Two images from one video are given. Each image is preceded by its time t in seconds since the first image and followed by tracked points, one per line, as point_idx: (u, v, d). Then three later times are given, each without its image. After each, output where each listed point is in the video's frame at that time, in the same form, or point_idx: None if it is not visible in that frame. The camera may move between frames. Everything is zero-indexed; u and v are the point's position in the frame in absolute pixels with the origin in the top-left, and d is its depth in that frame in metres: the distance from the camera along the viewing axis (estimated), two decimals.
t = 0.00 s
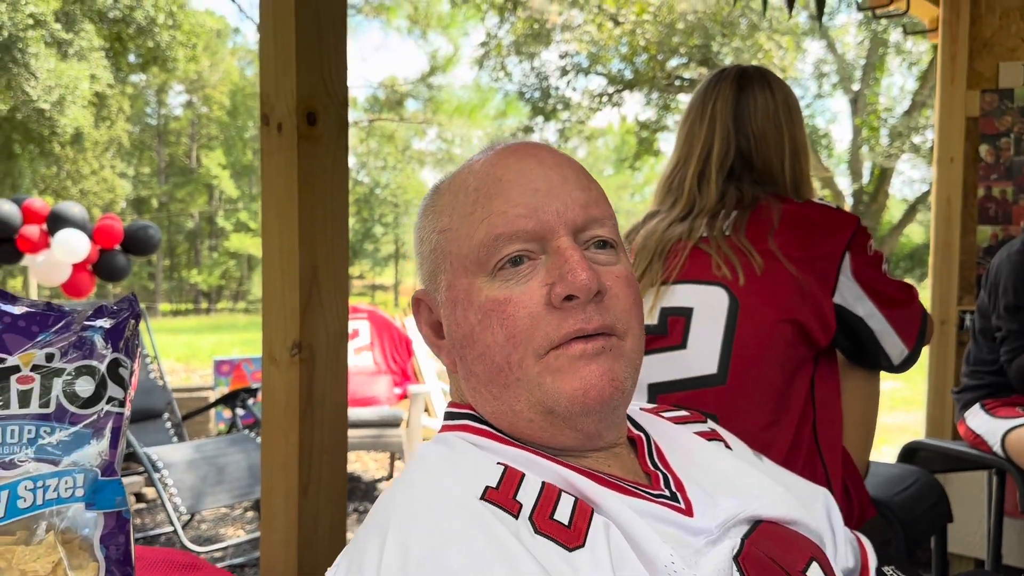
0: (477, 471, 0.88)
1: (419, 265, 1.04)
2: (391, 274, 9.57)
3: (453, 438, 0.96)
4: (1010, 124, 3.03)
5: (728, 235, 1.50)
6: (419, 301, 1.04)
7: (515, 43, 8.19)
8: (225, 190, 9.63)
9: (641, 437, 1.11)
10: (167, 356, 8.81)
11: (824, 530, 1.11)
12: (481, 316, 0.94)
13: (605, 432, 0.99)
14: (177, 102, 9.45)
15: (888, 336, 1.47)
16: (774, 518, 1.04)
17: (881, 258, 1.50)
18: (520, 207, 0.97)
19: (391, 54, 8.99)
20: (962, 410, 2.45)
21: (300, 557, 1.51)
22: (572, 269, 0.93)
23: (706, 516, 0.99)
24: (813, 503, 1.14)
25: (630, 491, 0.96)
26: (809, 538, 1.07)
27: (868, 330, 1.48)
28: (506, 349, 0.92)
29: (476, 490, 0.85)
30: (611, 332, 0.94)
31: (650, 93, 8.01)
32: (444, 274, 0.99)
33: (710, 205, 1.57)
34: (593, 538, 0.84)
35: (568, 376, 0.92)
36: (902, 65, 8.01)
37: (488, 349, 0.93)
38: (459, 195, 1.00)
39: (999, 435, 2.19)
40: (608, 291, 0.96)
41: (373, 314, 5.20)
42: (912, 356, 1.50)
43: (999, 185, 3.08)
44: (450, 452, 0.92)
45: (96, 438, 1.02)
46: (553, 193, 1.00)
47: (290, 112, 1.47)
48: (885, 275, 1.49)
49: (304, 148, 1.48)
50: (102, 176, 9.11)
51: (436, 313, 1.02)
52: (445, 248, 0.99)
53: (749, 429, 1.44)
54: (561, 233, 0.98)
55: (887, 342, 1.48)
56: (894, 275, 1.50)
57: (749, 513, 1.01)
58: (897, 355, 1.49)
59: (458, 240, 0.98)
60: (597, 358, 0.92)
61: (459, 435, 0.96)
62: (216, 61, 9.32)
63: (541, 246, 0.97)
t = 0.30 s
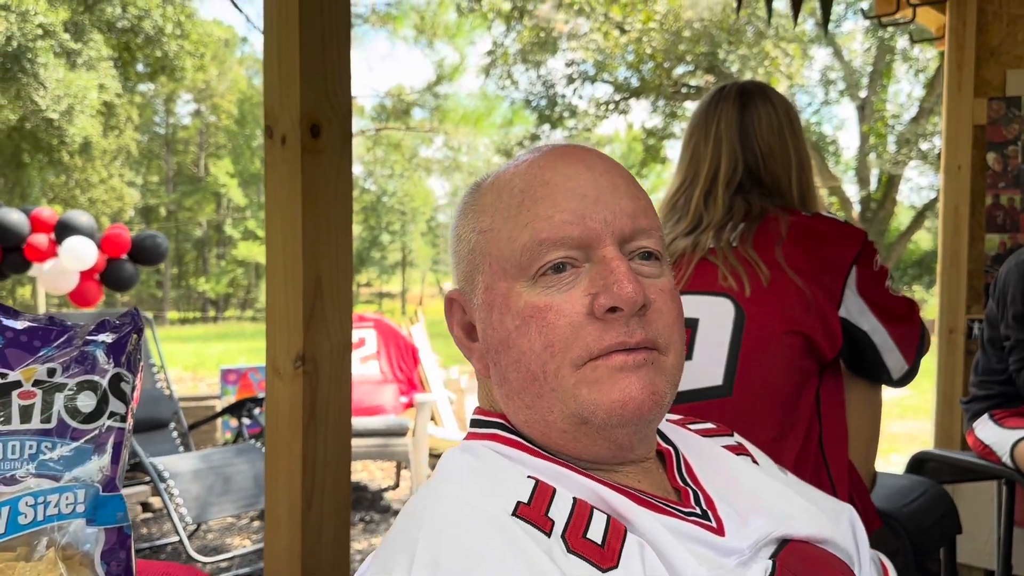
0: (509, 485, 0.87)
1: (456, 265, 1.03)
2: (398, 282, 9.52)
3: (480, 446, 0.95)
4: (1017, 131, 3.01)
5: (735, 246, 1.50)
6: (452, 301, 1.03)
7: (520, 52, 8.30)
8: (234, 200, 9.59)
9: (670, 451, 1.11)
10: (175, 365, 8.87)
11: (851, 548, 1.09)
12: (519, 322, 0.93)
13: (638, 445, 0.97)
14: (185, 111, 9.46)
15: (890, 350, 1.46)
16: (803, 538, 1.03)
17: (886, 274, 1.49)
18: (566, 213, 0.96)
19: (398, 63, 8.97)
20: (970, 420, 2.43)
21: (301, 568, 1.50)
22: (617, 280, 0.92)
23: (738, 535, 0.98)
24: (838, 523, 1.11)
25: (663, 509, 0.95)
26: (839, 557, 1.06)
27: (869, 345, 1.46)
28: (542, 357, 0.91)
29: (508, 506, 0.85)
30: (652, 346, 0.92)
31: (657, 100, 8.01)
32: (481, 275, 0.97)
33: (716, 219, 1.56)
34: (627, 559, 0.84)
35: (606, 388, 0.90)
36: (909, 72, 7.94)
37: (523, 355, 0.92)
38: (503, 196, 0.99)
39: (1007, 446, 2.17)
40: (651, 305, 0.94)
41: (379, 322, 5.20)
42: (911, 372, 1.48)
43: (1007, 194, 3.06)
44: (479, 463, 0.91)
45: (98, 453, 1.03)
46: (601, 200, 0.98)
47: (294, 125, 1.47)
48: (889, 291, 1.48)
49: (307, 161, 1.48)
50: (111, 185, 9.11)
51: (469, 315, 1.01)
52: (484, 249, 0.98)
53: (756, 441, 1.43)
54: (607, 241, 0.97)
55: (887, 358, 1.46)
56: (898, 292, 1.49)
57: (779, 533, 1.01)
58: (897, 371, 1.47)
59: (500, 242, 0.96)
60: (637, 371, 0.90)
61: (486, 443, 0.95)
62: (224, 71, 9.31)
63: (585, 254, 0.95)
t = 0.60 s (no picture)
0: (537, 493, 0.85)
1: (485, 264, 0.99)
2: (402, 290, 9.54)
3: (506, 451, 0.92)
4: (1019, 138, 3.01)
5: (734, 255, 1.49)
6: (480, 300, 0.99)
7: (524, 60, 8.30)
8: (237, 207, 9.80)
9: (696, 458, 1.08)
10: (179, 373, 9.14)
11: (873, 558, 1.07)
12: (553, 327, 0.89)
13: (670, 457, 0.95)
14: (189, 119, 9.53)
15: (894, 349, 1.46)
16: (832, 546, 1.03)
17: (882, 276, 1.48)
18: (605, 215, 0.92)
19: (400, 71, 9.02)
20: (974, 427, 2.43)
21: None
22: (657, 287, 0.89)
23: (768, 546, 0.98)
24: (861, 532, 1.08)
25: (693, 519, 0.93)
26: (865, 568, 1.05)
27: (873, 346, 1.46)
28: (577, 365, 0.88)
29: (536, 514, 0.82)
30: (690, 357, 0.88)
31: (661, 107, 7.95)
32: (514, 276, 0.94)
33: (721, 228, 1.54)
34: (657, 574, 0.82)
35: (643, 401, 0.86)
36: (912, 78, 7.97)
37: (557, 361, 0.89)
38: (540, 195, 0.95)
39: (1011, 454, 2.16)
40: (690, 313, 0.90)
41: (383, 330, 5.14)
42: (915, 366, 1.48)
43: (1010, 200, 3.05)
44: (506, 470, 0.88)
45: (96, 464, 1.02)
46: (642, 204, 0.95)
47: (295, 135, 1.47)
48: (889, 292, 1.47)
49: (308, 170, 1.48)
50: (116, 194, 9.27)
51: (499, 316, 0.97)
52: (518, 249, 0.94)
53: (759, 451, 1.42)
54: (647, 246, 0.93)
55: (892, 356, 1.46)
56: (895, 291, 1.49)
57: (809, 543, 1.01)
58: (902, 369, 1.47)
59: (536, 243, 0.92)
60: (674, 387, 0.87)
61: (512, 449, 0.93)
62: (228, 79, 9.37)
63: (623, 259, 0.92)
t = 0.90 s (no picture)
0: (529, 515, 0.85)
1: (478, 282, 0.98)
2: (403, 296, 9.57)
3: (498, 472, 0.92)
4: (1017, 145, 3.02)
5: (728, 268, 1.48)
6: (473, 318, 0.98)
7: (523, 66, 8.33)
8: (237, 214, 9.81)
9: (688, 476, 1.08)
10: (179, 381, 9.15)
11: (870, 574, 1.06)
12: (547, 348, 0.89)
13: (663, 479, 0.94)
14: (190, 126, 9.59)
15: (891, 352, 1.45)
16: (826, 563, 1.02)
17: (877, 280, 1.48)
18: (601, 238, 0.92)
19: (400, 79, 9.03)
20: (974, 436, 2.42)
21: None
22: (651, 310, 0.88)
23: (760, 565, 0.97)
24: (856, 547, 1.08)
25: (686, 539, 0.93)
26: None
27: (869, 352, 1.46)
28: (571, 388, 0.87)
29: (527, 537, 0.82)
30: (682, 380, 0.88)
31: (660, 113, 8.01)
32: (508, 295, 0.93)
33: (710, 243, 1.54)
34: None
35: (636, 429, 0.86)
36: (912, 83, 8.01)
37: (552, 384, 0.88)
38: (534, 215, 0.94)
39: (1011, 462, 2.15)
40: (683, 335, 0.90)
41: (382, 338, 5.17)
42: (912, 367, 1.47)
43: (1008, 208, 3.06)
44: (499, 491, 0.88)
45: (92, 482, 1.27)
46: (636, 226, 0.95)
47: (293, 149, 1.48)
48: (884, 295, 1.46)
49: (306, 184, 1.49)
50: (116, 202, 9.28)
51: (492, 334, 0.97)
52: (512, 269, 0.94)
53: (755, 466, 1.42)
54: (640, 269, 0.93)
55: (890, 360, 1.46)
56: (890, 293, 1.47)
57: (802, 561, 1.00)
58: (900, 371, 1.47)
59: (531, 264, 0.92)
60: (667, 416, 0.87)
61: (503, 469, 0.93)
62: (228, 86, 9.43)
63: (616, 281, 0.92)
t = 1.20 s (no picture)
0: (497, 536, 0.86)
1: (446, 309, 0.99)
2: (400, 300, 9.47)
3: (469, 494, 0.93)
4: (1012, 151, 3.04)
5: (721, 280, 1.49)
6: (443, 344, 0.99)
7: (521, 71, 8.39)
8: (235, 219, 9.83)
9: (660, 491, 1.08)
10: (177, 387, 9.16)
11: None
12: (511, 370, 0.90)
13: (630, 492, 0.95)
14: (187, 131, 9.54)
15: (885, 356, 1.47)
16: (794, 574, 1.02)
17: (869, 284, 1.49)
18: (557, 262, 0.93)
19: (397, 85, 9.10)
20: (969, 441, 2.43)
21: None
22: (607, 331, 0.89)
23: None
24: (831, 555, 1.10)
25: (650, 552, 0.93)
26: None
27: (863, 356, 1.47)
28: (535, 408, 0.88)
29: (494, 557, 0.83)
30: (642, 395, 0.89)
31: (657, 117, 8.07)
32: (473, 321, 0.95)
33: (701, 258, 1.55)
34: None
35: (598, 441, 0.88)
36: (908, 86, 8.08)
37: (516, 406, 0.90)
38: (494, 243, 0.96)
39: (1006, 468, 2.16)
40: (641, 353, 0.91)
41: (380, 343, 5.13)
42: (905, 367, 1.48)
43: (1003, 214, 3.07)
44: (471, 512, 0.89)
45: (91, 496, 1.28)
46: (591, 249, 0.96)
47: (290, 162, 1.49)
48: (879, 297, 1.47)
49: (303, 196, 1.50)
50: (115, 207, 9.28)
51: (460, 359, 0.97)
52: (477, 296, 0.95)
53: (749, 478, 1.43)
54: (597, 291, 0.94)
55: (884, 364, 1.47)
56: (883, 297, 1.47)
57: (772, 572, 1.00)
58: (894, 374, 1.48)
59: (491, 291, 0.93)
60: (627, 426, 0.88)
61: (474, 492, 0.94)
62: (225, 91, 9.43)
63: (575, 303, 0.93)
